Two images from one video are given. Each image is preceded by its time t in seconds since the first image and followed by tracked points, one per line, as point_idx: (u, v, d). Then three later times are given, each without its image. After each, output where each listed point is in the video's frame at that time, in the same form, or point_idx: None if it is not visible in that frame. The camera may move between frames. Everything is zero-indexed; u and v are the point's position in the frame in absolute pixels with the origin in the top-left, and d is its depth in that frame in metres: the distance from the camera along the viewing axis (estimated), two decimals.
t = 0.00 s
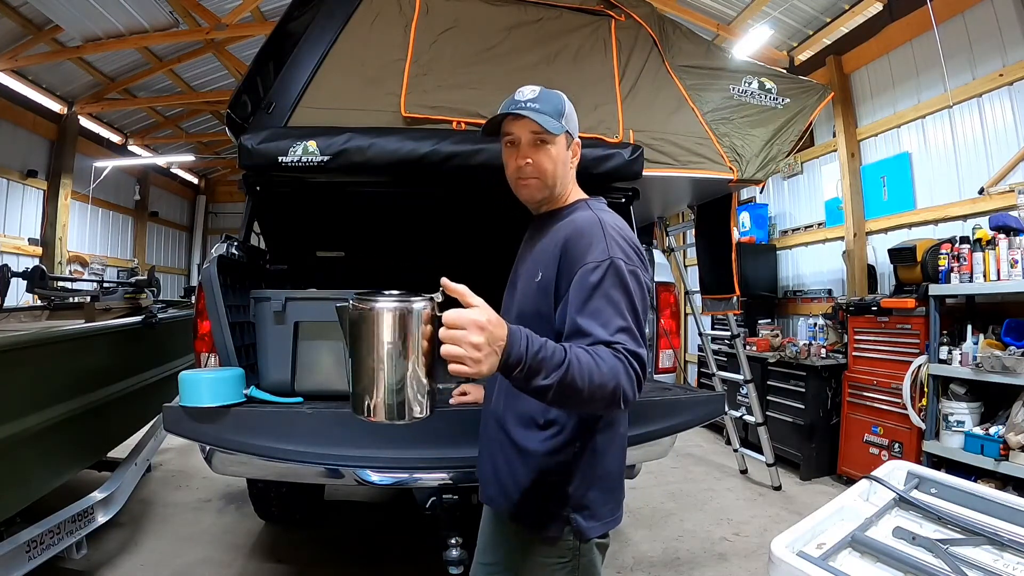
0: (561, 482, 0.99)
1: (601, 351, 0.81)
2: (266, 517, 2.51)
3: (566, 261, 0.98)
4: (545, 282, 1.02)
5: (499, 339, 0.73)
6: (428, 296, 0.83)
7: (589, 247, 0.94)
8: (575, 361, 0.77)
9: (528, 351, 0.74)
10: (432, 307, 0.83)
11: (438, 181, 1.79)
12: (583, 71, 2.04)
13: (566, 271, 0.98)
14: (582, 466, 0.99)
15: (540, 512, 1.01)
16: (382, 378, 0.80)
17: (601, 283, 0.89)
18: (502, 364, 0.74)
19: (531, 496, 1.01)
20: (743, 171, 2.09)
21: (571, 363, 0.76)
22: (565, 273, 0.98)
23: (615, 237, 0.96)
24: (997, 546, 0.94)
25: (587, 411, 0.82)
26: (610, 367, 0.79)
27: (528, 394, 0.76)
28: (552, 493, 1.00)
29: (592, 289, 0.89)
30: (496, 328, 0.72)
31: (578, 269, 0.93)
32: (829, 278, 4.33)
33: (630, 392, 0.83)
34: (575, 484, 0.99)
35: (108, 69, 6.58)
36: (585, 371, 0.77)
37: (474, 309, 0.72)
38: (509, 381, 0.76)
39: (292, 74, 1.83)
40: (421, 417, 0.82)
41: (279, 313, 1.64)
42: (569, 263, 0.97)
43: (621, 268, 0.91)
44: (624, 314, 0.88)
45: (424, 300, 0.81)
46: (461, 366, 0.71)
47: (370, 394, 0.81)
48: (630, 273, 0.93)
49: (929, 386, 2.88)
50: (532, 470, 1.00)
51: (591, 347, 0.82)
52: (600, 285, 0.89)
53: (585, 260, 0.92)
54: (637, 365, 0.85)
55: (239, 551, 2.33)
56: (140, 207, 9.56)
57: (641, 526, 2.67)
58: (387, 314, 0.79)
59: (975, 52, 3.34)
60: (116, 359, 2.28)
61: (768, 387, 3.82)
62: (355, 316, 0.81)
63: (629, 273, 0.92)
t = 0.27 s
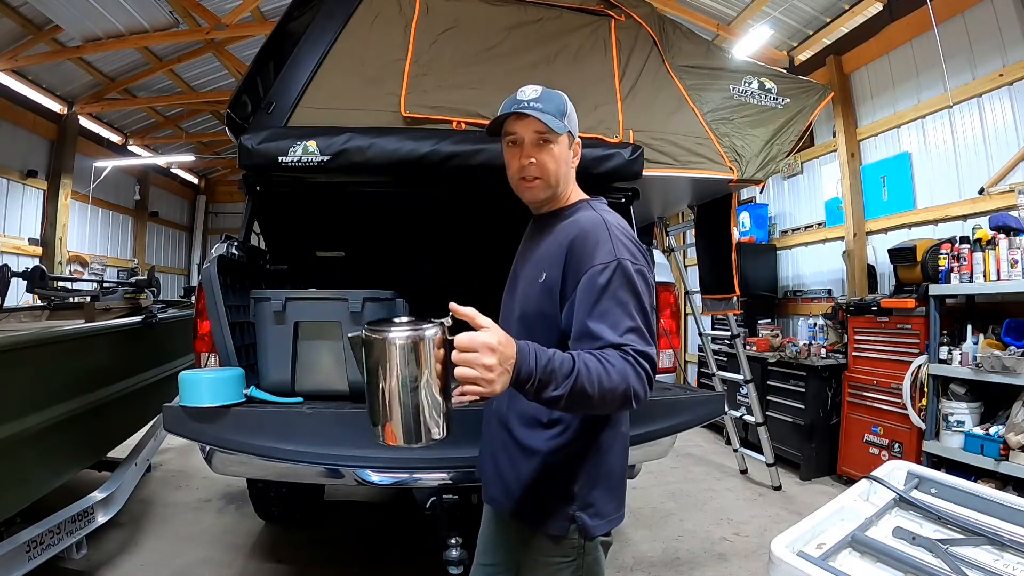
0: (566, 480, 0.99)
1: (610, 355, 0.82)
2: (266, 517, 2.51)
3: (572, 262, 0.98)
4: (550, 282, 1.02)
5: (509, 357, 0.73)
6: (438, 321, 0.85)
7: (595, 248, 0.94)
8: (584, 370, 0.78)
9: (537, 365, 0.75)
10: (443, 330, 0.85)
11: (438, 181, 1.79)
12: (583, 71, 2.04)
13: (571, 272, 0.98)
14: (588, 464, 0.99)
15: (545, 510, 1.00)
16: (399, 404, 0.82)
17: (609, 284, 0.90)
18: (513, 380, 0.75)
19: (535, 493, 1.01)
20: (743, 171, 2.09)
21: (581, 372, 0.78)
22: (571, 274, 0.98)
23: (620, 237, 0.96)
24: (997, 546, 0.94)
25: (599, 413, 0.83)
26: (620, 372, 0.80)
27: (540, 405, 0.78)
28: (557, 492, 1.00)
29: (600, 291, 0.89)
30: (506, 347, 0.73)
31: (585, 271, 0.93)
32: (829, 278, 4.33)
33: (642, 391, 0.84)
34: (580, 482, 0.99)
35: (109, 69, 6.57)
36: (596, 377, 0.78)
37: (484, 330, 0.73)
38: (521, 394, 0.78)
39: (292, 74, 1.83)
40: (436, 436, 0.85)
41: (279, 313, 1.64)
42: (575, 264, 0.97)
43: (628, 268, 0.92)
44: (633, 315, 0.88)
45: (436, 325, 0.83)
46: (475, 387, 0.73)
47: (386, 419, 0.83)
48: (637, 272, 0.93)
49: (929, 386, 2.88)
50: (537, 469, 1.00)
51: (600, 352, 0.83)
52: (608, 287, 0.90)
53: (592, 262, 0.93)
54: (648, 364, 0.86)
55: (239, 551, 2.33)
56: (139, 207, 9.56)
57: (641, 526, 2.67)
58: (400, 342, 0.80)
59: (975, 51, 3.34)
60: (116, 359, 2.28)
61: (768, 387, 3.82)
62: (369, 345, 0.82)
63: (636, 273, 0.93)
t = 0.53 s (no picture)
0: (569, 478, 0.99)
1: (617, 355, 0.82)
2: (266, 517, 2.51)
3: (575, 263, 0.97)
4: (554, 282, 1.02)
5: (516, 366, 0.74)
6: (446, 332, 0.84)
7: (599, 249, 0.94)
8: (592, 371, 0.78)
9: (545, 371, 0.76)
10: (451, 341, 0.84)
11: (438, 181, 1.79)
12: (583, 71, 2.04)
13: (576, 273, 0.97)
14: (591, 463, 0.99)
15: (547, 509, 0.99)
16: (412, 415, 0.82)
17: (615, 284, 0.90)
18: (522, 387, 0.76)
19: (537, 492, 1.00)
20: (743, 171, 2.08)
21: (589, 374, 0.78)
22: (576, 275, 0.97)
23: (624, 237, 0.97)
24: (997, 546, 0.94)
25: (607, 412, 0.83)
26: (628, 371, 0.81)
27: (549, 408, 0.78)
28: (559, 491, 0.99)
29: (606, 292, 0.89)
30: (512, 356, 0.73)
31: (590, 272, 0.93)
32: (829, 278, 4.33)
33: (650, 390, 0.84)
34: (583, 481, 0.98)
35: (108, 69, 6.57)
36: (604, 378, 0.78)
37: (491, 341, 0.74)
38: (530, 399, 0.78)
39: (292, 74, 1.83)
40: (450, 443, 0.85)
41: (279, 313, 1.64)
42: (579, 265, 0.97)
43: (634, 268, 0.92)
44: (639, 314, 0.89)
45: (445, 337, 0.82)
46: (483, 396, 0.74)
47: (400, 429, 0.83)
48: (642, 272, 0.93)
49: (929, 386, 2.88)
50: (541, 469, 1.00)
51: (607, 352, 0.83)
52: (614, 287, 0.90)
53: (597, 263, 0.93)
54: (654, 362, 0.87)
55: (238, 551, 2.33)
56: (139, 207, 9.55)
57: (641, 526, 2.67)
58: (409, 355, 0.80)
59: (975, 51, 3.34)
60: (116, 359, 2.28)
61: (768, 387, 3.82)
62: (379, 358, 0.82)
63: (641, 272, 0.93)
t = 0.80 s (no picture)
0: (569, 477, 0.99)
1: (618, 353, 0.82)
2: (266, 518, 2.51)
3: (579, 262, 0.97)
4: (556, 281, 1.02)
5: (519, 357, 0.73)
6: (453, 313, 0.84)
7: (601, 249, 0.94)
8: (593, 365, 0.78)
9: (548, 362, 0.75)
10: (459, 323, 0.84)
11: (438, 181, 1.79)
12: (583, 71, 2.04)
13: (578, 272, 0.97)
14: (591, 462, 0.99)
15: (547, 508, 0.99)
16: (409, 393, 0.82)
17: (616, 284, 0.90)
18: (523, 376, 0.75)
19: (536, 490, 1.01)
20: (743, 171, 2.08)
21: (590, 368, 0.78)
22: (578, 274, 0.97)
23: (626, 237, 0.97)
24: (997, 546, 0.94)
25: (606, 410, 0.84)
26: (628, 369, 0.81)
27: (548, 400, 0.78)
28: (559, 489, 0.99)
29: (607, 291, 0.89)
30: (517, 347, 0.72)
31: (592, 271, 0.93)
32: (829, 278, 4.33)
33: (648, 389, 0.84)
34: (583, 481, 0.99)
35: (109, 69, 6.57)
36: (604, 374, 0.78)
37: (499, 328, 0.73)
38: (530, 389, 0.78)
39: (292, 74, 1.83)
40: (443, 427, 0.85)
41: (279, 313, 1.64)
42: (582, 264, 0.97)
43: (635, 268, 0.92)
44: (639, 314, 0.89)
45: (452, 318, 0.82)
46: (483, 382, 0.72)
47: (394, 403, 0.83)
48: (643, 272, 0.93)
49: (929, 386, 2.88)
50: (542, 468, 1.00)
51: (607, 349, 0.83)
52: (615, 286, 0.90)
53: (599, 262, 0.93)
54: (654, 363, 0.87)
55: (238, 551, 2.33)
56: (139, 207, 9.56)
57: (641, 526, 2.67)
58: (414, 332, 0.80)
59: (975, 51, 3.34)
60: (116, 359, 2.28)
61: (768, 387, 3.82)
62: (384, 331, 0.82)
63: (642, 273, 0.93)
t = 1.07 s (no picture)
0: (567, 478, 0.99)
1: (619, 352, 0.83)
2: (266, 517, 2.51)
3: (580, 262, 0.97)
4: (558, 282, 1.02)
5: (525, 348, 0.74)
6: (457, 306, 0.84)
7: (602, 250, 0.94)
8: (594, 363, 0.78)
9: (551, 356, 0.76)
10: (463, 317, 0.84)
11: (438, 181, 1.79)
12: (583, 71, 2.04)
13: (579, 272, 0.97)
14: (590, 462, 0.99)
15: (544, 508, 0.99)
16: (410, 385, 0.83)
17: (617, 284, 0.90)
18: (528, 369, 0.76)
19: (534, 489, 1.01)
20: (743, 171, 2.08)
21: (591, 366, 0.78)
22: (579, 275, 0.97)
23: (627, 238, 0.97)
24: (997, 546, 0.94)
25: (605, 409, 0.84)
26: (628, 369, 0.81)
27: (550, 396, 0.78)
28: (557, 489, 0.99)
29: (608, 291, 0.89)
30: (523, 337, 0.73)
31: (592, 271, 0.93)
32: (829, 278, 4.33)
33: (647, 390, 0.84)
34: (581, 482, 0.99)
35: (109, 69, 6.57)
36: (604, 372, 0.79)
37: (504, 319, 0.74)
38: (532, 383, 0.78)
39: (292, 74, 1.83)
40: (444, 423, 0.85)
41: (279, 313, 1.64)
42: (583, 264, 0.96)
43: (636, 269, 0.91)
44: (639, 315, 0.89)
45: (454, 311, 0.82)
46: (488, 374, 0.73)
47: (398, 395, 0.84)
48: (644, 273, 0.93)
49: (929, 386, 2.88)
50: (540, 467, 1.00)
51: (608, 348, 0.83)
52: (616, 287, 0.90)
53: (600, 262, 0.93)
54: (653, 364, 0.87)
55: (239, 551, 2.33)
56: (139, 207, 9.56)
57: (641, 526, 2.67)
58: (415, 324, 0.81)
59: (975, 51, 3.34)
60: (116, 359, 2.28)
61: (768, 387, 3.82)
62: (387, 323, 0.84)
63: (643, 275, 0.93)
